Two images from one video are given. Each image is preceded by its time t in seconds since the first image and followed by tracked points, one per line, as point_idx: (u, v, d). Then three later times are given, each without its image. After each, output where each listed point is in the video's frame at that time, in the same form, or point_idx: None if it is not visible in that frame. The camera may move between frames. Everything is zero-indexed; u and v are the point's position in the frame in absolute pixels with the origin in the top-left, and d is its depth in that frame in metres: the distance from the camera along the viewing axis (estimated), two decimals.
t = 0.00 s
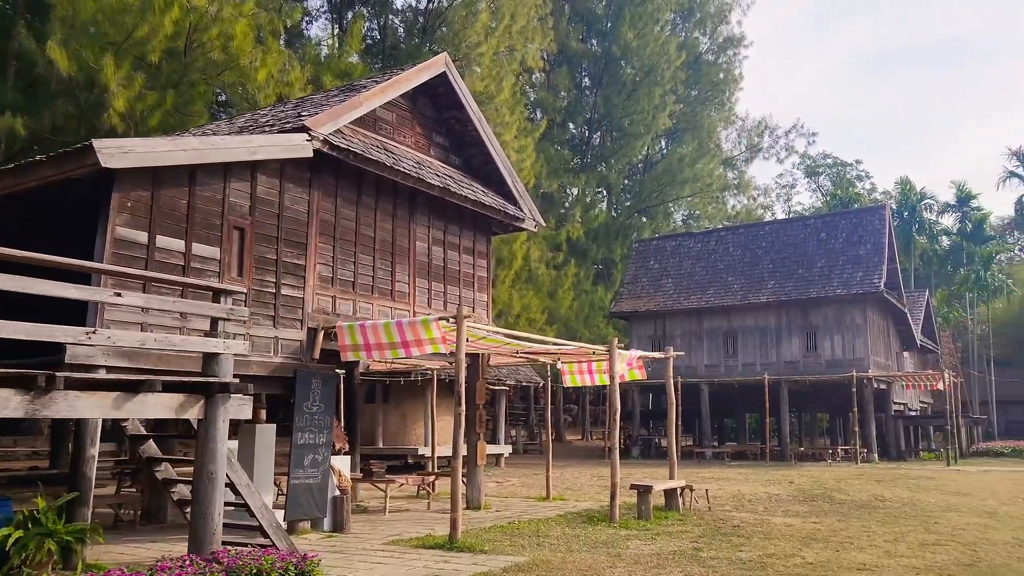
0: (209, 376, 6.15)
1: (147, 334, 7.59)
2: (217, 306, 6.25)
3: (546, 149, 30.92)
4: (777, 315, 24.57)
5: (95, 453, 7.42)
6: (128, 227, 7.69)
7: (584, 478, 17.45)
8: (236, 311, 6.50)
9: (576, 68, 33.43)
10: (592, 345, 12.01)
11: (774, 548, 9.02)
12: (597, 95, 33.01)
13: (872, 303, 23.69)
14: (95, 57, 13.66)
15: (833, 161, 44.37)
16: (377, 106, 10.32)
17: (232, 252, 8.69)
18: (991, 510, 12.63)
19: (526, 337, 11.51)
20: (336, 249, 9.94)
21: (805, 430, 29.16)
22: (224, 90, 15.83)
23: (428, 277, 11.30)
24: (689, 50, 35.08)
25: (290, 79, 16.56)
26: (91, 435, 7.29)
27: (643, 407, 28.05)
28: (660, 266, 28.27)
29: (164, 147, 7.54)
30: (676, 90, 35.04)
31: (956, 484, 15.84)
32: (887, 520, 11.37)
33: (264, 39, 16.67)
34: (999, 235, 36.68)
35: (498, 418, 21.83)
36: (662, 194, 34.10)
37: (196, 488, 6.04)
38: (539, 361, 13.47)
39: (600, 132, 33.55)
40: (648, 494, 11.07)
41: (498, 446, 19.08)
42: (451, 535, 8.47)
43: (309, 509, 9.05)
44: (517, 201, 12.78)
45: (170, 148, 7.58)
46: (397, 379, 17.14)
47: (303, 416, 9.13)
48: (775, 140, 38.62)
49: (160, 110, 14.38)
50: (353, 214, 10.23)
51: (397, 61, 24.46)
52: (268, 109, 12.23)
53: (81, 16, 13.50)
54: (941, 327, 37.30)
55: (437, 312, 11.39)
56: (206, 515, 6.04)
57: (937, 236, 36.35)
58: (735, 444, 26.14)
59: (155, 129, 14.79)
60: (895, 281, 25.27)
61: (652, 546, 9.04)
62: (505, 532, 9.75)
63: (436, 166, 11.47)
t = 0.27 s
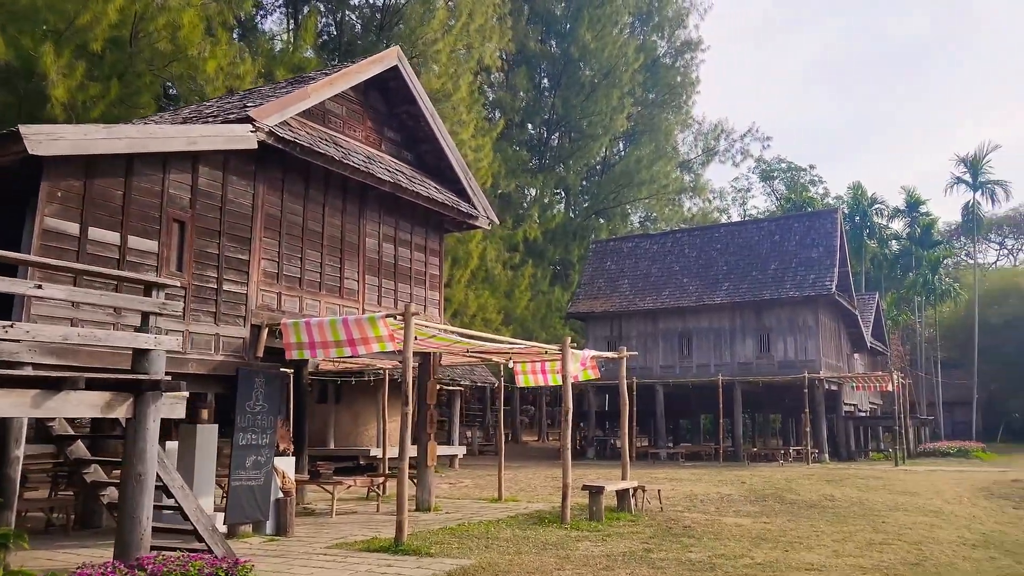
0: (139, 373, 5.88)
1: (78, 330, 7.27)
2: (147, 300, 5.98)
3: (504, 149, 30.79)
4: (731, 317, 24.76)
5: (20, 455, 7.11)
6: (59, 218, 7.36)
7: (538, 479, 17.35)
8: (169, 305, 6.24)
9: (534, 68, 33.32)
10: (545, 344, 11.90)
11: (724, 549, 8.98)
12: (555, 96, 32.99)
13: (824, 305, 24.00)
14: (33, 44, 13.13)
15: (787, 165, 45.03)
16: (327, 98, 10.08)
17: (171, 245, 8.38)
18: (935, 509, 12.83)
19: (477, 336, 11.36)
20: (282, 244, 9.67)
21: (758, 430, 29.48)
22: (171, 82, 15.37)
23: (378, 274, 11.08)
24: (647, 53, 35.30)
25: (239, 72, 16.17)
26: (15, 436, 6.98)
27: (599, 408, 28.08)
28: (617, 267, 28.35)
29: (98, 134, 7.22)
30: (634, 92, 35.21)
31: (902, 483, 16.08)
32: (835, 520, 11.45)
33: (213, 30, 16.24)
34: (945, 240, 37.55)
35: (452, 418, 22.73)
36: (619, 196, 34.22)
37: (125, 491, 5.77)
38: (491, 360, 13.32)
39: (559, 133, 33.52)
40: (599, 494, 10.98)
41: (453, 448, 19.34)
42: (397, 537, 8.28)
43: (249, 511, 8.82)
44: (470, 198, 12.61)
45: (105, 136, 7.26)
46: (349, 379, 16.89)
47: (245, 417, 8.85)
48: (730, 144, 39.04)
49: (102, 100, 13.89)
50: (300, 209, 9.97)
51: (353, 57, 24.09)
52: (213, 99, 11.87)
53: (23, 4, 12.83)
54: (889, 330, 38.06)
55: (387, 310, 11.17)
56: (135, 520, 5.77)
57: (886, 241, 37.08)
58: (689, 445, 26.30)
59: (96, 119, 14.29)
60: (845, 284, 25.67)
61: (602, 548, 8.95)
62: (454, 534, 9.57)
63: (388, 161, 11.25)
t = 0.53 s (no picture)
0: (61, 373, 5.56)
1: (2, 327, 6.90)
2: (71, 295, 5.68)
3: (463, 148, 30.52)
4: (688, 317, 24.85)
5: None
6: None
7: (494, 480, 17.16)
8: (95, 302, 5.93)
9: (493, 66, 33.08)
10: (498, 344, 11.71)
11: (677, 551, 8.87)
12: (515, 95, 32.81)
13: (780, 306, 24.21)
14: None
15: (744, 168, 45.48)
16: (274, 89, 9.77)
17: (105, 240, 8.03)
18: (887, 508, 12.90)
19: (429, 335, 11.12)
20: (226, 239, 9.34)
21: (715, 430, 29.65)
22: (115, 73, 14.85)
23: (327, 271, 10.78)
24: (606, 54, 35.34)
25: (187, 64, 15.72)
26: None
27: (557, 408, 27.99)
28: (575, 267, 28.29)
29: (25, 121, 6.84)
30: (594, 92, 35.22)
31: (854, 482, 16.21)
32: (788, 520, 11.44)
33: (159, 20, 15.74)
34: (897, 242, 38.21)
35: (408, 420, 22.87)
36: (578, 196, 34.15)
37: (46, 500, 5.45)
38: (445, 360, 13.09)
39: (519, 132, 33.36)
40: (553, 496, 10.82)
41: (407, 449, 19.40)
42: (341, 543, 8.02)
43: (189, 517, 8.46)
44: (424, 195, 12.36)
45: (33, 123, 6.87)
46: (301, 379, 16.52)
47: (185, 418, 8.49)
48: (689, 145, 39.27)
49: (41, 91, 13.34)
50: (245, 203, 9.64)
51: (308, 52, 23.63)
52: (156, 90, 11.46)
53: None
54: (843, 330, 38.63)
55: (337, 309, 10.88)
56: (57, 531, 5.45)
57: (840, 242, 37.62)
58: (647, 445, 26.33)
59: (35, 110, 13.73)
60: (800, 286, 25.92)
61: (554, 552, 8.78)
62: (403, 538, 9.33)
63: (338, 156, 10.96)
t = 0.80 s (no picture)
0: None
1: None
2: None
3: (421, 146, 30.24)
4: (646, 318, 24.90)
5: None
6: None
7: (450, 481, 16.95)
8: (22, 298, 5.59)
9: (452, 64, 32.83)
10: (452, 343, 11.53)
11: (630, 552, 8.78)
12: (475, 93, 32.60)
13: (736, 307, 24.38)
14: None
15: (703, 170, 45.86)
16: (219, 80, 9.48)
17: (37, 234, 7.68)
18: (839, 506, 12.99)
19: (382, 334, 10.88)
20: (168, 235, 9.02)
21: (672, 429, 29.78)
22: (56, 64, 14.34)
23: (276, 269, 10.49)
24: (566, 54, 35.34)
25: (133, 56, 15.27)
26: None
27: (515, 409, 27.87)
28: (534, 266, 28.20)
29: None
30: (553, 92, 35.19)
31: (807, 481, 16.33)
32: (742, 519, 11.44)
33: (105, 10, 15.25)
34: (852, 244, 38.80)
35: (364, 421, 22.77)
36: (538, 195, 34.04)
37: None
38: (399, 360, 12.86)
39: (479, 131, 33.17)
40: (507, 498, 10.67)
41: (361, 451, 19.22)
42: (286, 548, 7.77)
43: (127, 523, 8.15)
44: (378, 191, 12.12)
45: None
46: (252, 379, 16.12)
47: (123, 421, 8.17)
48: (648, 146, 39.46)
49: None
50: (189, 198, 9.33)
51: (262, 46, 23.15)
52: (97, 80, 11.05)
53: None
54: (799, 330, 39.15)
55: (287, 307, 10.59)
56: None
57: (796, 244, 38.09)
58: (605, 445, 26.35)
59: None
60: (756, 286, 26.14)
61: (507, 554, 8.62)
62: (352, 542, 9.10)
63: (288, 150, 10.68)
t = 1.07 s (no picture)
0: None
1: None
2: None
3: (389, 147, 29.98)
4: (613, 319, 24.87)
5: None
6: None
7: (413, 485, 16.72)
8: None
9: (421, 65, 32.62)
10: (414, 344, 11.32)
11: (591, 556, 8.65)
12: (443, 94, 32.38)
13: (703, 309, 24.43)
14: None
15: (672, 173, 46.08)
16: (171, 72, 9.20)
17: None
18: (802, 507, 12.99)
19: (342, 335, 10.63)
20: (116, 231, 8.71)
21: (639, 432, 29.79)
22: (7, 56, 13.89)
23: (231, 268, 10.21)
24: (535, 56, 35.27)
25: (88, 49, 14.85)
26: None
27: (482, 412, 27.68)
28: (501, 268, 28.06)
29: None
30: (522, 94, 35.12)
31: (772, 482, 16.35)
32: (706, 521, 11.37)
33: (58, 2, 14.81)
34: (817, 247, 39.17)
35: (325, 428, 22.54)
36: (506, 197, 33.88)
37: None
38: (359, 361, 12.63)
39: (447, 133, 32.99)
40: (468, 501, 10.50)
41: (324, 455, 18.95)
42: (235, 556, 7.52)
43: (68, 531, 7.84)
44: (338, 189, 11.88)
45: None
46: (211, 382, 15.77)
47: (65, 424, 7.84)
48: (616, 149, 39.53)
49: None
50: (138, 193, 9.02)
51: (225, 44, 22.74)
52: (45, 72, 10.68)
53: None
54: (765, 333, 39.46)
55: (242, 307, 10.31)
56: None
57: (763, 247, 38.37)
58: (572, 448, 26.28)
59: None
60: (721, 288, 26.22)
61: (465, 559, 8.45)
62: (306, 548, 8.86)
63: (244, 146, 10.41)
